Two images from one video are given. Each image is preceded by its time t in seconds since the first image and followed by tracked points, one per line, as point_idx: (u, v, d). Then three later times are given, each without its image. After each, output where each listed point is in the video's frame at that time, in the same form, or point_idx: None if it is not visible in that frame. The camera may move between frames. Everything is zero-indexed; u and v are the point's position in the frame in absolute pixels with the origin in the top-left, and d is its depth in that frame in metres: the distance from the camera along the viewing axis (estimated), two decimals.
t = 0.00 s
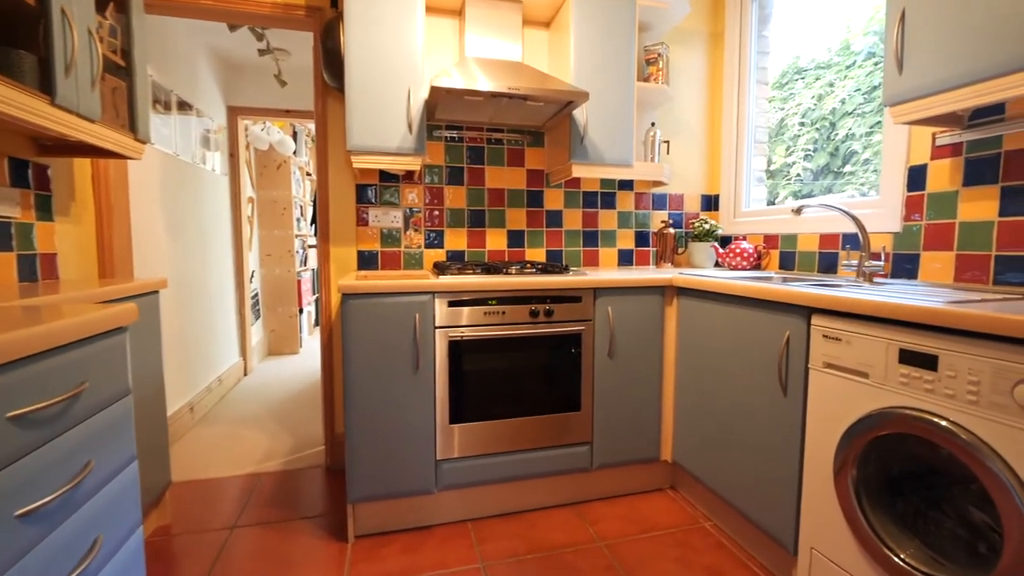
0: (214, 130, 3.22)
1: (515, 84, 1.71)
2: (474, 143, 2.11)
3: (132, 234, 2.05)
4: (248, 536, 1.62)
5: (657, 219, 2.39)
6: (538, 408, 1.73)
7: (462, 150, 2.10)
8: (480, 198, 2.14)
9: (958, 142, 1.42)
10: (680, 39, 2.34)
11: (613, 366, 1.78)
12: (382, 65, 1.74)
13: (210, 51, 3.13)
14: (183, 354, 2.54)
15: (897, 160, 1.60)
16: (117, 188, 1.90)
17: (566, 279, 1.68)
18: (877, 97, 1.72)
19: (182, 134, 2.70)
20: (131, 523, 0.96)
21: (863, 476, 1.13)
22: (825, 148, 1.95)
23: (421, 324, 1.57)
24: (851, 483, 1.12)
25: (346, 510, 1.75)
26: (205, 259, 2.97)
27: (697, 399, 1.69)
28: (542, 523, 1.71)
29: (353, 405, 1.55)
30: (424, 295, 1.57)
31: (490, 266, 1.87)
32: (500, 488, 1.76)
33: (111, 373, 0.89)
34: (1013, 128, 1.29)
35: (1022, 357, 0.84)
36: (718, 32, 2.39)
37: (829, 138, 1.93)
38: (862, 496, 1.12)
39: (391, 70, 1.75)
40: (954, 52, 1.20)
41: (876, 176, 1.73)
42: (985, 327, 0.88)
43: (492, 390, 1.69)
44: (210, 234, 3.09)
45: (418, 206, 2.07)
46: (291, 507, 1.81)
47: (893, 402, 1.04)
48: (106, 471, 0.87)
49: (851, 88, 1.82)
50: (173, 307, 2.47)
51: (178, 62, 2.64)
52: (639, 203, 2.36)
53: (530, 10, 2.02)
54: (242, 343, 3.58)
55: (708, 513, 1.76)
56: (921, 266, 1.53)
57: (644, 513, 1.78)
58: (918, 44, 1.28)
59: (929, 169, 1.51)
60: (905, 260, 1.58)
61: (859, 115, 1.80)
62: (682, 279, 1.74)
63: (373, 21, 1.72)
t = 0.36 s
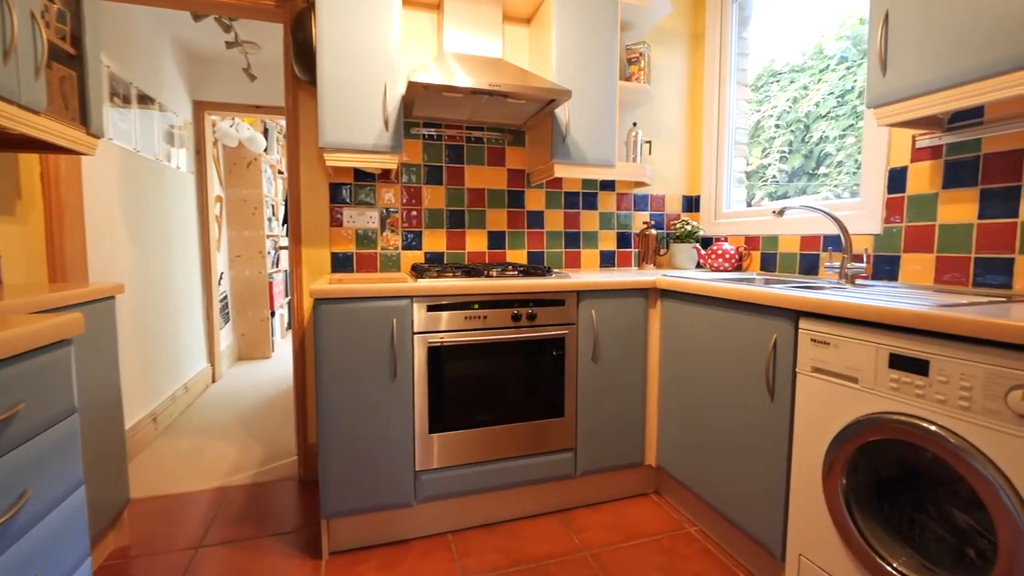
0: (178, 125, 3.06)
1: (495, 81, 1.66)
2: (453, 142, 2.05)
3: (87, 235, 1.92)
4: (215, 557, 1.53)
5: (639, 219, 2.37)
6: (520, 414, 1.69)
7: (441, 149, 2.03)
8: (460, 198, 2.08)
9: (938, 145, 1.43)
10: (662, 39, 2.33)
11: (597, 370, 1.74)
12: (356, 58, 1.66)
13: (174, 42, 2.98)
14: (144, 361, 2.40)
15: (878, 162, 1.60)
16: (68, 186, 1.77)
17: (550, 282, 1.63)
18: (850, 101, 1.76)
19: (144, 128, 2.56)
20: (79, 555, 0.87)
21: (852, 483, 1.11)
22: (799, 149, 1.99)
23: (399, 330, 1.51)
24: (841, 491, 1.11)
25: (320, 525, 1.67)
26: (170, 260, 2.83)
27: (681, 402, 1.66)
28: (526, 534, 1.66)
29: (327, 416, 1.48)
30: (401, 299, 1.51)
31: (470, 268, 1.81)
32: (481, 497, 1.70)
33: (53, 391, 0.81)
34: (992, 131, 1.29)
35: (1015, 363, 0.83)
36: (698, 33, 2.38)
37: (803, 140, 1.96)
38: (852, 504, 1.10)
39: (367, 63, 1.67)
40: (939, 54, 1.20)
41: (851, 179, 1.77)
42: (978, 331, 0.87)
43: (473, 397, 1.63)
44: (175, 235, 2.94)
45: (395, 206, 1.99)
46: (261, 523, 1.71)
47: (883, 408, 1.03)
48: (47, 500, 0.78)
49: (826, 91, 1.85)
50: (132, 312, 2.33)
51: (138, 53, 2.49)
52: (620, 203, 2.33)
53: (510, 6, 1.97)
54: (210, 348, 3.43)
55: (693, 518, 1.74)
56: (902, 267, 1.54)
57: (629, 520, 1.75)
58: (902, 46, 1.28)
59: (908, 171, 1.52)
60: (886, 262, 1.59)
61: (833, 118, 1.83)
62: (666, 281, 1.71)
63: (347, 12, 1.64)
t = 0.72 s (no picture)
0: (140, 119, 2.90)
1: (476, 76, 1.60)
2: (432, 140, 1.98)
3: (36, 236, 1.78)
4: None
5: (622, 220, 2.34)
6: (504, 422, 1.63)
7: (420, 146, 1.96)
8: (439, 198, 2.01)
9: (919, 147, 1.43)
10: (644, 38, 2.30)
11: (582, 375, 1.70)
12: (330, 51, 1.58)
13: (134, 32, 2.82)
14: (101, 370, 2.26)
15: (860, 164, 1.60)
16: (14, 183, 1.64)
17: (533, 285, 1.58)
18: (824, 104, 1.79)
19: (102, 122, 2.41)
20: None
21: (844, 491, 1.09)
22: (773, 152, 2.02)
23: (376, 336, 1.44)
24: (832, 498, 1.09)
25: (293, 542, 1.58)
26: (130, 262, 2.68)
27: (667, 407, 1.63)
28: (509, 545, 1.61)
29: (299, 427, 1.40)
30: (379, 303, 1.44)
31: (451, 270, 1.75)
32: (463, 508, 1.64)
33: None
34: (974, 134, 1.30)
35: (1011, 368, 0.82)
36: (679, 33, 2.36)
37: (777, 143, 2.00)
38: (845, 513, 1.09)
39: (341, 55, 1.59)
40: (923, 56, 1.19)
41: (824, 181, 1.80)
42: (973, 337, 0.86)
43: (454, 404, 1.57)
44: (137, 235, 2.79)
45: (371, 206, 1.91)
46: (230, 541, 1.62)
47: (876, 413, 1.01)
48: None
49: (801, 94, 1.88)
50: (87, 318, 2.19)
51: (93, 42, 2.34)
52: (603, 204, 2.30)
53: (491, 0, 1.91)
54: (176, 354, 3.28)
55: (679, 523, 1.72)
56: (884, 269, 1.54)
57: (614, 527, 1.72)
58: (887, 47, 1.27)
59: (890, 174, 1.52)
60: (868, 263, 1.59)
61: (807, 121, 1.86)
62: (651, 283, 1.68)
63: (320, 2, 1.56)
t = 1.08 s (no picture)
0: (97, 112, 2.73)
1: (456, 71, 1.53)
2: (410, 136, 1.91)
3: None
4: None
5: (604, 221, 2.31)
6: (486, 429, 1.58)
7: (397, 143, 1.89)
8: (417, 197, 1.94)
9: (902, 149, 1.43)
10: (625, 36, 2.28)
11: (566, 379, 1.65)
12: (300, 41, 1.49)
13: (89, 19, 2.65)
14: (52, 380, 2.11)
15: (843, 165, 1.60)
16: None
17: (516, 287, 1.52)
18: (799, 107, 1.82)
19: (53, 115, 2.25)
20: None
21: (836, 498, 1.08)
22: (749, 153, 2.05)
23: (351, 343, 1.36)
24: (824, 505, 1.07)
25: (263, 561, 1.49)
26: (85, 263, 2.51)
27: (653, 411, 1.60)
28: (493, 557, 1.55)
29: (269, 440, 1.31)
30: (354, 308, 1.36)
31: (430, 272, 1.68)
32: (445, 520, 1.58)
33: None
34: (955, 135, 1.30)
35: (1009, 372, 0.80)
36: (660, 32, 2.35)
37: (753, 145, 2.02)
38: (837, 520, 1.07)
39: (313, 45, 1.51)
40: (911, 57, 1.19)
41: (799, 183, 1.84)
42: (970, 341, 0.84)
43: (435, 412, 1.51)
44: (93, 235, 2.62)
45: (346, 205, 1.83)
46: (194, 562, 1.52)
47: (869, 418, 1.00)
48: None
49: (776, 96, 1.91)
50: (36, 324, 2.04)
51: (42, 28, 2.18)
52: (585, 204, 2.26)
53: None
54: (137, 360, 3.11)
55: (665, 529, 1.69)
56: (866, 270, 1.54)
57: (600, 534, 1.68)
58: (874, 47, 1.26)
59: (873, 175, 1.52)
60: (851, 265, 1.59)
61: (782, 123, 1.90)
62: (636, 285, 1.65)
63: None
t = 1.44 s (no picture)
0: (46, 102, 2.54)
1: (434, 63, 1.47)
2: (385, 132, 1.83)
3: None
4: None
5: (584, 221, 2.28)
6: (468, 437, 1.52)
7: (372, 139, 1.81)
8: (394, 195, 1.86)
9: (883, 150, 1.43)
10: (606, 34, 2.25)
11: (550, 384, 1.61)
12: (268, 28, 1.40)
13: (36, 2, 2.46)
14: None
15: (825, 166, 1.61)
16: None
17: (499, 289, 1.47)
18: (772, 109, 1.85)
19: None
20: None
21: (828, 504, 1.06)
22: (725, 154, 2.06)
23: (324, 350, 1.28)
24: (817, 511, 1.05)
25: None
26: (32, 265, 2.33)
27: (639, 415, 1.57)
28: (476, 570, 1.49)
29: (236, 453, 1.22)
30: (328, 312, 1.28)
31: (407, 274, 1.61)
32: (425, 532, 1.51)
33: None
34: (936, 137, 1.31)
35: (1006, 376, 0.79)
36: (641, 31, 2.33)
37: (728, 145, 2.04)
38: (830, 527, 1.05)
39: (281, 33, 1.41)
40: (897, 57, 1.18)
41: (772, 184, 1.87)
42: (966, 344, 0.83)
43: (414, 421, 1.44)
44: (42, 235, 2.44)
45: (318, 203, 1.74)
46: None
47: (862, 423, 0.98)
48: None
49: (750, 99, 1.93)
50: None
51: None
52: (565, 204, 2.22)
53: None
54: (92, 368, 2.92)
55: (650, 534, 1.66)
56: (847, 271, 1.55)
57: (585, 542, 1.64)
58: (859, 47, 1.25)
59: (854, 176, 1.52)
60: (833, 266, 1.59)
61: (756, 125, 1.92)
62: (620, 286, 1.62)
63: None
